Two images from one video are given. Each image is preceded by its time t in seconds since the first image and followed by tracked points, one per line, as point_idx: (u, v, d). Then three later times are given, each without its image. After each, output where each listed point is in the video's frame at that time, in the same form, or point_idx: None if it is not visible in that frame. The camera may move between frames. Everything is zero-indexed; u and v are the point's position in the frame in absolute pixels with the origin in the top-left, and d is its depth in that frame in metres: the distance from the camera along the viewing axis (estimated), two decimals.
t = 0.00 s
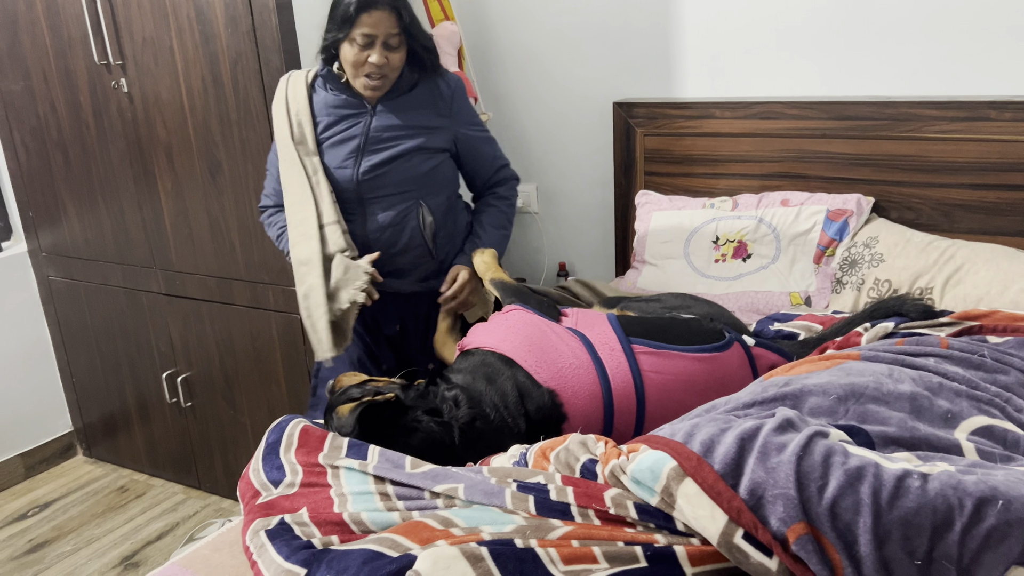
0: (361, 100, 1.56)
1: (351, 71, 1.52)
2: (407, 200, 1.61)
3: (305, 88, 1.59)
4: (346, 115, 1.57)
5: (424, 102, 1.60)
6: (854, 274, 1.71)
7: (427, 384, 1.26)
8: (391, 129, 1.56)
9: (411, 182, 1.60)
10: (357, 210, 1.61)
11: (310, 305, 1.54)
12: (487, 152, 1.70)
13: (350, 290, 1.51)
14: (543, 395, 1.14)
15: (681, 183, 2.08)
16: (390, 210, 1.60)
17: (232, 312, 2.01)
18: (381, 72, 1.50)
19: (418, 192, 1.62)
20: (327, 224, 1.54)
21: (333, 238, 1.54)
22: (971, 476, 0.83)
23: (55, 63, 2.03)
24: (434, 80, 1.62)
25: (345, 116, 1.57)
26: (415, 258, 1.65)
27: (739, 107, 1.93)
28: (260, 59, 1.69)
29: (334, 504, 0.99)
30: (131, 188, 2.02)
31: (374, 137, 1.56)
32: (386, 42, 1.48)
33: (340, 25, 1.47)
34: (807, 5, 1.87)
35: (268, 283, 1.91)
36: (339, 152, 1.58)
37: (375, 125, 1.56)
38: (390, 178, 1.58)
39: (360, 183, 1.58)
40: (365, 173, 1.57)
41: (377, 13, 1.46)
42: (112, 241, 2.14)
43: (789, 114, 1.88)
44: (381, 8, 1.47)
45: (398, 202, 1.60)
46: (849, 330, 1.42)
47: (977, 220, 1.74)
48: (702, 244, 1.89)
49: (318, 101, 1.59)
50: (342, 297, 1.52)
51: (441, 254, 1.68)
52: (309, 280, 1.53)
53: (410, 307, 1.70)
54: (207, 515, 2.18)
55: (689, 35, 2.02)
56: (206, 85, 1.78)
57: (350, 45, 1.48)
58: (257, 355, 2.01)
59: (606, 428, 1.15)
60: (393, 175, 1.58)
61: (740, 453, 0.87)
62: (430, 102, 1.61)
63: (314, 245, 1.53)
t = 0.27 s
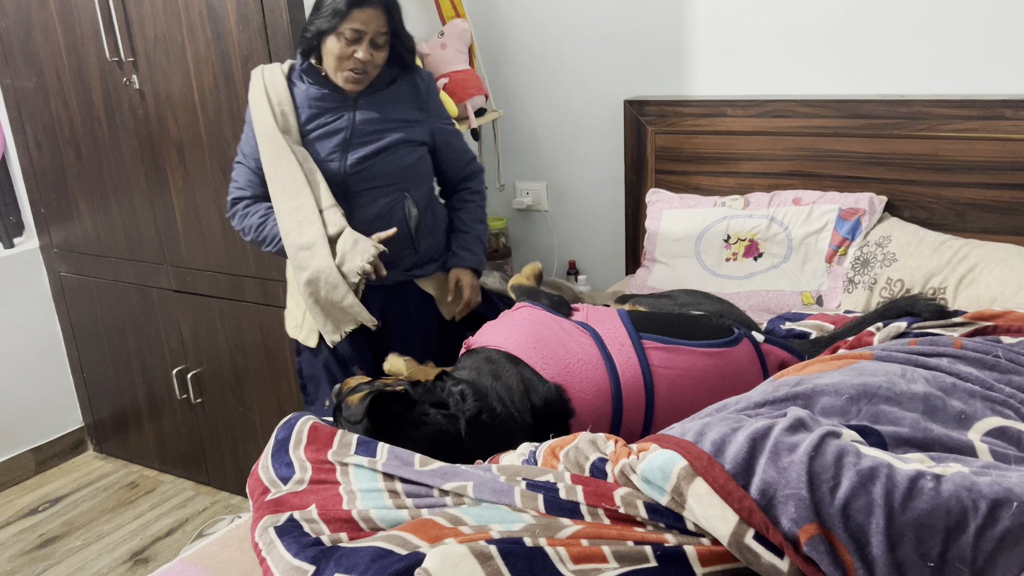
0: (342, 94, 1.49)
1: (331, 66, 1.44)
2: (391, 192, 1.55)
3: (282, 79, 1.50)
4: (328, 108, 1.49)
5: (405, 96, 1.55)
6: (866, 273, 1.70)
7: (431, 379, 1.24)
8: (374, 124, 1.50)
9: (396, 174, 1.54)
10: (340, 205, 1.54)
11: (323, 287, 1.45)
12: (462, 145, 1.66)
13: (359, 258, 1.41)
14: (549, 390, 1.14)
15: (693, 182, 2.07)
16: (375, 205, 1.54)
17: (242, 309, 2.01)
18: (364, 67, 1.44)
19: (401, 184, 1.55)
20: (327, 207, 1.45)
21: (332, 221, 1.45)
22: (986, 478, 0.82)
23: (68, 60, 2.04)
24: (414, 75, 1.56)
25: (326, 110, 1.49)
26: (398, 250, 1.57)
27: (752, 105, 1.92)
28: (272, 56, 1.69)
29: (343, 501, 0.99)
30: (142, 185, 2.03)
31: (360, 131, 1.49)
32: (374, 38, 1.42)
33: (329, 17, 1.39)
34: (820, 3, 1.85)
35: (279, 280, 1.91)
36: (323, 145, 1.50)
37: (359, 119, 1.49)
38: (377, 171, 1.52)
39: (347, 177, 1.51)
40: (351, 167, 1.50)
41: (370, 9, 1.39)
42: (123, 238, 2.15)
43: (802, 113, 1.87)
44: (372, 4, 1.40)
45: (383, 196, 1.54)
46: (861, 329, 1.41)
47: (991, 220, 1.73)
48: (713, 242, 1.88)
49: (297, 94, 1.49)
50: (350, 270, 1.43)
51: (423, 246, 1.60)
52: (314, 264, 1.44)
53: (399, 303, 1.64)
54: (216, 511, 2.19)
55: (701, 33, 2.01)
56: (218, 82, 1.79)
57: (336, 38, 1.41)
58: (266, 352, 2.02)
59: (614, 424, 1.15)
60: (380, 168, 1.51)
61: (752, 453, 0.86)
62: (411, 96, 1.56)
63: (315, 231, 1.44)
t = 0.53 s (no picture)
0: (335, 94, 1.58)
1: (325, 65, 1.53)
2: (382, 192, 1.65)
3: (274, 78, 1.57)
4: (321, 107, 1.58)
5: (395, 100, 1.65)
6: (881, 275, 1.68)
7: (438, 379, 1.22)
8: (365, 124, 1.60)
9: (386, 175, 1.64)
10: (332, 202, 1.64)
11: (304, 293, 1.59)
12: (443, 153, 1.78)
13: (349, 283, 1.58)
14: (559, 394, 1.13)
15: (706, 182, 2.06)
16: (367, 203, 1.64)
17: (254, 307, 2.01)
18: (360, 70, 1.54)
19: (391, 184, 1.66)
20: (311, 211, 1.55)
21: (319, 225, 1.54)
22: (1004, 484, 0.81)
23: (82, 59, 2.05)
24: (403, 79, 1.67)
25: (318, 109, 1.58)
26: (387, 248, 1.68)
27: (766, 105, 1.91)
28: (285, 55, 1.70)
29: (353, 500, 0.99)
30: (155, 183, 2.04)
31: (354, 132, 1.60)
32: (371, 41, 1.51)
33: (327, 19, 1.49)
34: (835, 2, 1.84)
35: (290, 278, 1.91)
36: (317, 144, 1.59)
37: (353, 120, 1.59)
38: (367, 171, 1.62)
39: (339, 176, 1.61)
40: (345, 166, 1.60)
41: (370, 12, 1.49)
42: (136, 236, 2.16)
43: (816, 113, 1.85)
44: (373, 8, 1.49)
45: (375, 194, 1.65)
46: (877, 331, 1.40)
47: (1009, 222, 1.71)
48: (727, 242, 1.88)
49: (289, 92, 1.57)
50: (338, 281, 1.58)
51: (411, 245, 1.70)
52: (301, 270, 1.57)
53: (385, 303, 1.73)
54: (227, 509, 2.19)
55: (716, 32, 2.00)
56: (230, 80, 1.79)
57: (334, 38, 1.50)
58: (277, 350, 2.02)
59: (626, 427, 1.14)
60: (373, 168, 1.62)
61: (766, 456, 0.85)
62: (401, 99, 1.67)
63: (302, 234, 1.55)
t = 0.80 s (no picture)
0: (354, 97, 1.58)
1: (348, 66, 1.53)
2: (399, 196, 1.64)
3: (295, 80, 1.56)
4: (341, 110, 1.57)
5: (413, 103, 1.66)
6: (904, 283, 1.66)
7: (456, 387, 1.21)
8: (385, 128, 1.60)
9: (404, 179, 1.64)
10: (349, 205, 1.63)
11: (314, 296, 1.61)
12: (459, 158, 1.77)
13: (359, 291, 1.60)
14: (579, 400, 1.11)
15: (727, 188, 2.04)
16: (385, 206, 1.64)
17: (272, 310, 2.02)
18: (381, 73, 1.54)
19: (409, 188, 1.65)
20: (324, 217, 1.54)
21: (331, 232, 1.54)
22: None
23: (104, 62, 2.06)
24: (422, 84, 1.68)
25: (338, 112, 1.57)
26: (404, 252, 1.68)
27: (788, 111, 1.89)
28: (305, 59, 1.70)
29: (373, 508, 0.98)
30: (175, 185, 2.05)
31: (373, 135, 1.59)
32: (393, 44, 1.52)
33: (350, 20, 1.50)
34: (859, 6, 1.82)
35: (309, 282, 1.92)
36: (336, 147, 1.58)
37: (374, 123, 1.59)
38: (385, 175, 1.62)
39: (357, 179, 1.60)
40: (364, 169, 1.59)
41: (395, 15, 1.49)
42: (156, 238, 2.17)
43: (839, 119, 1.83)
44: (399, 11, 1.50)
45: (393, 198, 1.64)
46: (902, 341, 1.38)
47: None
48: (747, 249, 1.86)
49: (309, 94, 1.57)
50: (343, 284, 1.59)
51: (427, 249, 1.71)
52: (312, 275, 1.59)
53: (394, 308, 1.74)
54: (243, 511, 2.20)
55: (737, 37, 1.98)
56: (251, 83, 1.80)
57: (358, 39, 1.50)
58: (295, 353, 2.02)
59: (646, 435, 1.13)
60: (391, 171, 1.62)
61: (792, 469, 0.84)
62: (419, 103, 1.67)
63: (315, 239, 1.55)
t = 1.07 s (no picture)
0: (372, 102, 1.58)
1: (365, 70, 1.53)
2: (418, 200, 1.64)
3: (313, 85, 1.57)
4: (359, 115, 1.57)
5: (432, 107, 1.66)
6: (922, 291, 1.64)
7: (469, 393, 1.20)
8: (404, 131, 1.60)
9: (423, 183, 1.64)
10: (368, 210, 1.63)
11: (325, 304, 1.60)
12: (478, 161, 1.77)
13: (369, 301, 1.57)
14: (594, 407, 1.10)
15: (742, 194, 2.03)
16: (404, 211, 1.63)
17: (284, 314, 2.02)
18: (399, 76, 1.53)
19: (427, 192, 1.65)
20: (339, 224, 1.55)
21: (345, 238, 1.55)
22: None
23: (119, 65, 2.06)
24: (440, 87, 1.68)
25: (356, 117, 1.57)
26: (425, 256, 1.67)
27: (804, 117, 1.88)
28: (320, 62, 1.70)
29: (387, 515, 0.97)
30: (189, 188, 2.05)
31: (392, 139, 1.59)
32: (411, 48, 1.51)
33: (369, 26, 1.48)
34: (877, 11, 1.80)
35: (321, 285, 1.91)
36: (355, 152, 1.58)
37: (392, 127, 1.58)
38: (404, 179, 1.61)
39: (375, 183, 1.60)
40: (382, 173, 1.59)
41: (412, 20, 1.49)
42: (169, 241, 2.17)
43: (856, 125, 1.82)
44: (416, 16, 1.50)
45: (411, 202, 1.64)
46: (921, 349, 1.36)
47: None
48: (762, 255, 1.85)
49: (327, 99, 1.57)
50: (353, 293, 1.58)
51: (446, 252, 1.71)
52: (324, 282, 1.58)
53: (414, 312, 1.73)
54: (254, 515, 2.19)
55: (754, 43, 1.97)
56: (265, 86, 1.80)
57: (375, 44, 1.49)
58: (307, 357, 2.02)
59: (662, 443, 1.12)
60: (410, 175, 1.61)
61: (813, 481, 0.82)
62: (437, 106, 1.67)
63: (328, 245, 1.55)
